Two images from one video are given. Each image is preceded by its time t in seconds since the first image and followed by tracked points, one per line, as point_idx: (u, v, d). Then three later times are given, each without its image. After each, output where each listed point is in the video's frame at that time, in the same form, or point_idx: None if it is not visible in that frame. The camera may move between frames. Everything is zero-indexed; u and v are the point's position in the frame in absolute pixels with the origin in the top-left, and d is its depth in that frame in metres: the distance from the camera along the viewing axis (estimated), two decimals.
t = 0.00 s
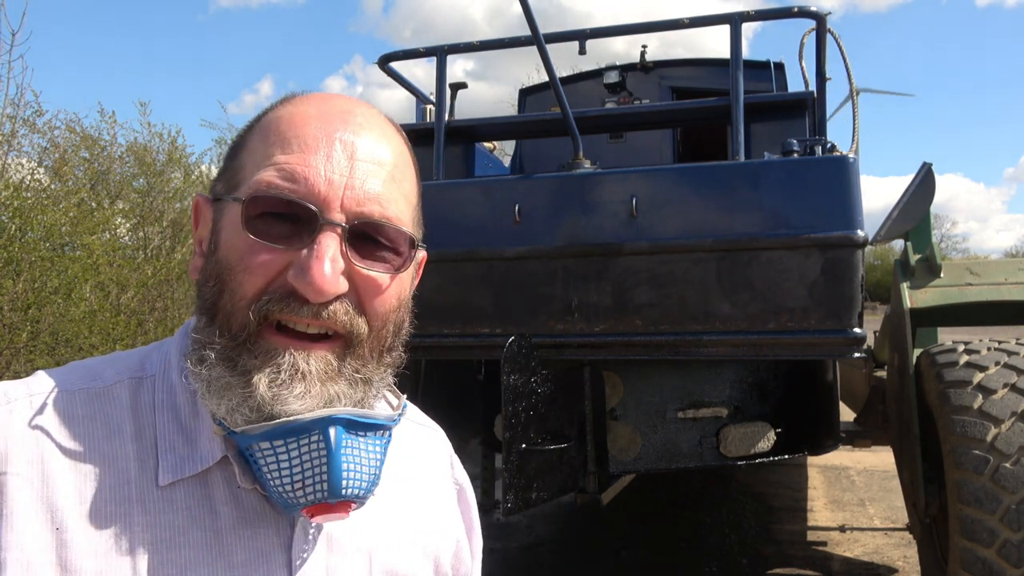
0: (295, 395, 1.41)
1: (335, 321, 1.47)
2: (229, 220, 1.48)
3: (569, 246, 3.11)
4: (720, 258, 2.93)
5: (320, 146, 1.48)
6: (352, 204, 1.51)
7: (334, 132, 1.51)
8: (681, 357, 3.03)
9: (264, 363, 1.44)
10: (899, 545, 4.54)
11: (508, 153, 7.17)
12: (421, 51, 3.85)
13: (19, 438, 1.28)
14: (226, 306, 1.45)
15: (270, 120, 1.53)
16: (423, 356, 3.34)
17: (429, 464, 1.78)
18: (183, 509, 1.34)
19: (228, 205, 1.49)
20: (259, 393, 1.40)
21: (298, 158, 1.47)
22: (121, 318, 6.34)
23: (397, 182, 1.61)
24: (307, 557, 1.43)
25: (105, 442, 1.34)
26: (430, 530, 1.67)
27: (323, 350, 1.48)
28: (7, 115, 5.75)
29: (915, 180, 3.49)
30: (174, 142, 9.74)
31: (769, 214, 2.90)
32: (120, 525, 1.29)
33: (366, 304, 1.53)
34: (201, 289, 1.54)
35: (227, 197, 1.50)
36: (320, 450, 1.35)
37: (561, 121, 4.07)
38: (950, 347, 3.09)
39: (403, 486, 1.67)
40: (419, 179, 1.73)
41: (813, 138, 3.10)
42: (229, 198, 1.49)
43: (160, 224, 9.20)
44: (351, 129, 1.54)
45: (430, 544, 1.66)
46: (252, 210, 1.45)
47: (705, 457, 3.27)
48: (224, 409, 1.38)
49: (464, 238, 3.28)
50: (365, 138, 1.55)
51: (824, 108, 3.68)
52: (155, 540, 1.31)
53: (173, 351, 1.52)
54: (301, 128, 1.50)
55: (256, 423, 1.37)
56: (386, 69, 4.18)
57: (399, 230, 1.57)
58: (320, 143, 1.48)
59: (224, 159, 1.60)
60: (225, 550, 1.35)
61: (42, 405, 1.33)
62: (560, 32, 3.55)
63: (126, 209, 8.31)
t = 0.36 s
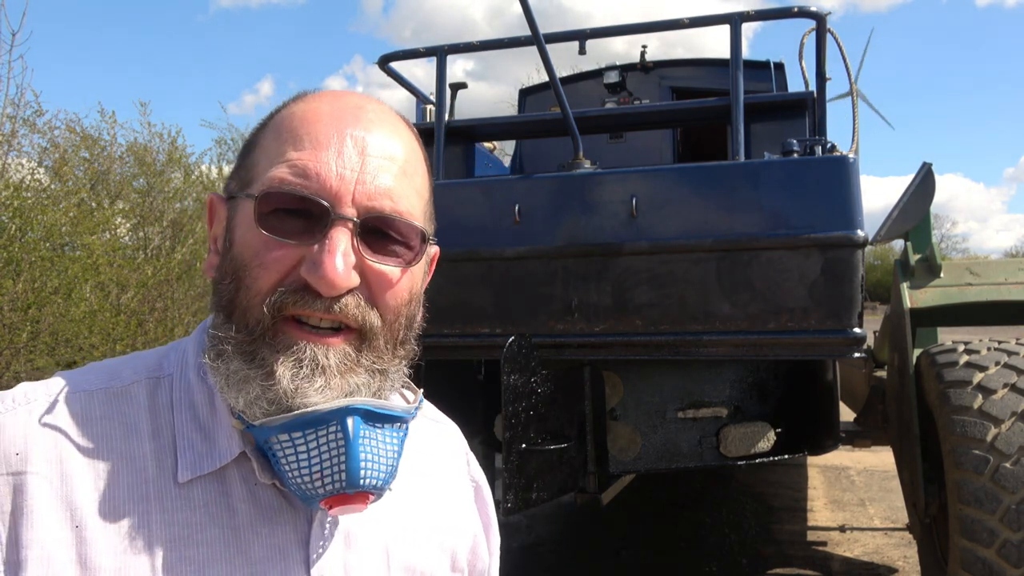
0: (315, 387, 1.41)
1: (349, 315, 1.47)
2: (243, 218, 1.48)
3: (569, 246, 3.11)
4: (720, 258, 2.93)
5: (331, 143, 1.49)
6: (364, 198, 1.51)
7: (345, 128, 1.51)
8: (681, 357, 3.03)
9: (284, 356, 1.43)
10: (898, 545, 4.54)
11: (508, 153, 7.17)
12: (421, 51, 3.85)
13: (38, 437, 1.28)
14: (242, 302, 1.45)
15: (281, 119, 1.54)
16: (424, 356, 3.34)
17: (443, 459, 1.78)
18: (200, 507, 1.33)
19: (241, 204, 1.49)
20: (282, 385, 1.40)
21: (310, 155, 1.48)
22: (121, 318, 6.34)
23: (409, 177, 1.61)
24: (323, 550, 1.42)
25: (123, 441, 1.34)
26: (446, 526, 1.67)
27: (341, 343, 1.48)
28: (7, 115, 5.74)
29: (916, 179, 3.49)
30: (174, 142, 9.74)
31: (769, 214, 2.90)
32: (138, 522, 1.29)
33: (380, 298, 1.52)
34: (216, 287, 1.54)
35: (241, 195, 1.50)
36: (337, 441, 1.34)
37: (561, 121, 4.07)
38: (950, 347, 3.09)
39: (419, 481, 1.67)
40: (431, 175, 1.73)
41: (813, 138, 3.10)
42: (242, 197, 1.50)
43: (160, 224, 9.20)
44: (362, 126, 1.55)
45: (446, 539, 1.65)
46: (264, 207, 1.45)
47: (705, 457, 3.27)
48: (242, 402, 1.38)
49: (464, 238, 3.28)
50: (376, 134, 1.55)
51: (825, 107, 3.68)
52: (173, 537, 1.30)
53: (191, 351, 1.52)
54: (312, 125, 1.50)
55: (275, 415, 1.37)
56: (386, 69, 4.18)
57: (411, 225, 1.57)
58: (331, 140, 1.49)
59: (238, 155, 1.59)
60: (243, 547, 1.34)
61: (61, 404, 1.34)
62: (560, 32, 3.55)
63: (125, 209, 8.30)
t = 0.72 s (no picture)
0: (313, 378, 1.41)
1: (345, 305, 1.46)
2: (238, 215, 1.48)
3: (569, 246, 3.11)
4: (720, 258, 2.93)
5: (317, 136, 1.47)
6: (354, 189, 1.49)
7: (331, 120, 1.50)
8: (681, 357, 3.03)
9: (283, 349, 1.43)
10: (899, 545, 4.53)
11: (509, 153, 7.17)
12: (420, 51, 3.85)
13: (50, 434, 1.29)
14: (241, 296, 1.45)
15: (271, 115, 1.53)
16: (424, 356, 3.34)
17: (455, 449, 1.72)
18: (210, 500, 1.33)
19: (236, 203, 1.49)
20: (281, 377, 1.40)
21: (298, 149, 1.47)
22: (121, 318, 6.34)
23: (401, 165, 1.58)
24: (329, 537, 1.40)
25: (134, 437, 1.34)
26: (461, 515, 1.61)
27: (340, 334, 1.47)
28: (7, 115, 5.75)
29: (916, 179, 3.49)
30: (174, 142, 9.75)
31: (769, 214, 2.89)
32: (148, 516, 1.29)
33: (377, 287, 1.51)
34: (219, 284, 1.55)
35: (235, 193, 1.50)
36: (339, 427, 1.34)
37: (561, 121, 4.07)
38: (950, 347, 3.09)
39: (431, 470, 1.62)
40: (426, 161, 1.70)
41: (813, 138, 3.10)
42: (237, 194, 1.50)
43: (160, 224, 9.21)
44: (350, 117, 1.53)
45: (460, 528, 1.60)
46: (257, 203, 1.45)
47: (705, 456, 3.27)
48: (248, 393, 1.39)
49: (464, 238, 3.27)
50: (363, 124, 1.53)
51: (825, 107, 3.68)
52: (183, 531, 1.29)
53: (200, 348, 1.53)
54: (298, 119, 1.49)
55: (280, 403, 1.37)
56: (386, 69, 4.18)
57: (404, 213, 1.55)
58: (317, 132, 1.47)
59: (235, 154, 1.59)
60: (252, 538, 1.33)
61: (72, 401, 1.34)
62: (560, 32, 3.55)
63: (125, 209, 8.31)
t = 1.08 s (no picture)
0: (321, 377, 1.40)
1: (352, 303, 1.46)
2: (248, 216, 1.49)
3: (569, 246, 3.11)
4: (720, 258, 2.93)
5: (321, 136, 1.47)
6: (359, 188, 1.49)
7: (335, 121, 1.50)
8: (682, 357, 3.03)
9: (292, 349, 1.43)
10: (899, 545, 4.54)
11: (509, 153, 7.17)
12: (420, 51, 3.85)
13: (69, 432, 1.30)
14: (250, 296, 1.46)
15: (279, 117, 1.54)
16: (425, 355, 3.34)
17: (472, 448, 1.70)
18: (224, 497, 1.33)
19: (245, 204, 1.50)
20: (289, 376, 1.40)
21: (303, 150, 1.47)
22: (121, 319, 6.34)
23: (407, 165, 1.58)
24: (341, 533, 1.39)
25: (151, 436, 1.35)
26: (474, 513, 1.60)
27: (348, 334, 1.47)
28: (7, 116, 5.74)
29: (916, 179, 3.49)
30: (174, 142, 9.75)
31: (769, 214, 2.89)
32: (164, 513, 1.29)
33: (384, 285, 1.50)
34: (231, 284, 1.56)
35: (245, 194, 1.51)
36: (348, 423, 1.34)
37: (561, 121, 4.07)
38: (950, 347, 3.09)
39: (446, 467, 1.61)
40: (434, 160, 1.70)
41: (813, 138, 3.10)
42: (246, 196, 1.51)
43: (160, 224, 9.21)
44: (355, 117, 1.53)
45: (474, 526, 1.59)
46: (265, 203, 1.46)
47: (705, 456, 3.27)
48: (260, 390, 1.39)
49: (464, 238, 3.27)
50: (368, 125, 1.52)
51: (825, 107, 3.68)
52: (196, 528, 1.30)
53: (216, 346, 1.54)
54: (304, 121, 1.49)
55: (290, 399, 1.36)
56: (386, 69, 4.18)
57: (410, 212, 1.54)
58: (321, 133, 1.47)
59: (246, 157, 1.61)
60: (265, 535, 1.33)
61: (91, 398, 1.35)
62: (560, 32, 3.55)
63: (125, 209, 8.31)
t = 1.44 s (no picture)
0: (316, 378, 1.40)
1: (349, 305, 1.45)
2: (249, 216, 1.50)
3: (568, 246, 3.11)
4: (720, 258, 2.93)
5: (321, 138, 1.47)
6: (358, 189, 1.49)
7: (335, 122, 1.50)
8: (682, 357, 3.03)
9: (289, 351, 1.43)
10: (898, 545, 4.54)
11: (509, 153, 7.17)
12: (420, 51, 3.85)
13: (72, 430, 1.30)
14: (249, 296, 1.46)
15: (282, 120, 1.54)
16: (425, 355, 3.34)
17: (475, 449, 1.70)
18: (223, 498, 1.33)
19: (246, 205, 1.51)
20: (285, 377, 1.40)
21: (303, 151, 1.47)
22: (121, 318, 6.34)
23: (408, 166, 1.57)
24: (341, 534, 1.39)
25: (153, 436, 1.35)
26: (477, 513, 1.59)
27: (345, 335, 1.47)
28: (7, 115, 5.74)
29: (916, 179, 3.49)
30: (174, 142, 9.76)
31: (769, 214, 2.89)
32: (164, 513, 1.29)
33: (382, 287, 1.50)
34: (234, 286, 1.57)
35: (247, 196, 1.52)
36: (341, 425, 1.34)
37: (561, 121, 4.07)
38: (950, 347, 3.09)
39: (448, 468, 1.61)
40: (436, 161, 1.69)
41: (814, 138, 3.10)
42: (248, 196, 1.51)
43: (160, 224, 9.21)
44: (355, 119, 1.53)
45: (477, 528, 1.58)
46: (265, 204, 1.46)
47: (705, 456, 3.27)
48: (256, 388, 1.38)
49: (464, 238, 3.27)
50: (369, 126, 1.53)
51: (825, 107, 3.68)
52: (195, 528, 1.30)
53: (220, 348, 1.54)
54: (304, 123, 1.49)
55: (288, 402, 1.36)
56: (386, 69, 4.18)
57: (408, 213, 1.54)
58: (321, 134, 1.47)
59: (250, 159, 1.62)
60: (263, 536, 1.33)
61: (94, 397, 1.35)
62: (560, 32, 3.55)
63: (125, 209, 8.31)
